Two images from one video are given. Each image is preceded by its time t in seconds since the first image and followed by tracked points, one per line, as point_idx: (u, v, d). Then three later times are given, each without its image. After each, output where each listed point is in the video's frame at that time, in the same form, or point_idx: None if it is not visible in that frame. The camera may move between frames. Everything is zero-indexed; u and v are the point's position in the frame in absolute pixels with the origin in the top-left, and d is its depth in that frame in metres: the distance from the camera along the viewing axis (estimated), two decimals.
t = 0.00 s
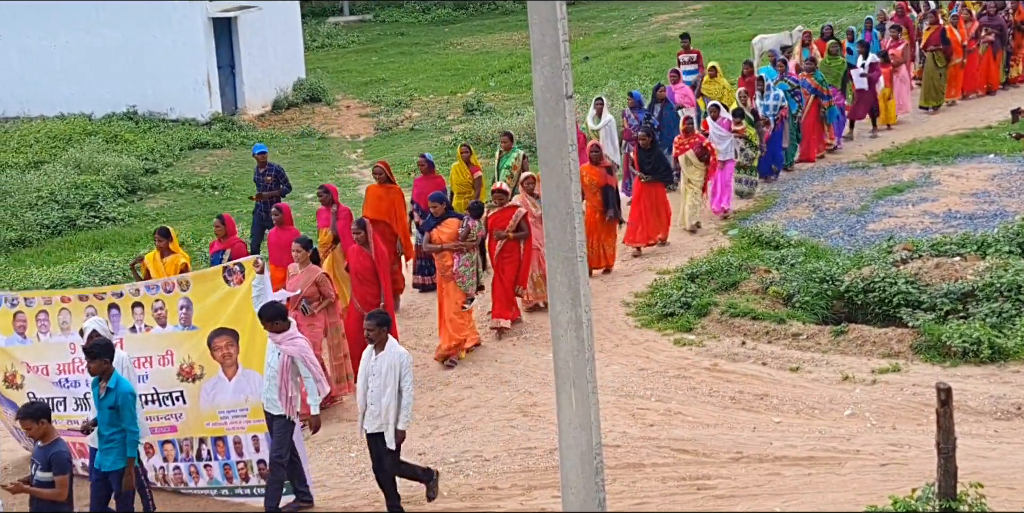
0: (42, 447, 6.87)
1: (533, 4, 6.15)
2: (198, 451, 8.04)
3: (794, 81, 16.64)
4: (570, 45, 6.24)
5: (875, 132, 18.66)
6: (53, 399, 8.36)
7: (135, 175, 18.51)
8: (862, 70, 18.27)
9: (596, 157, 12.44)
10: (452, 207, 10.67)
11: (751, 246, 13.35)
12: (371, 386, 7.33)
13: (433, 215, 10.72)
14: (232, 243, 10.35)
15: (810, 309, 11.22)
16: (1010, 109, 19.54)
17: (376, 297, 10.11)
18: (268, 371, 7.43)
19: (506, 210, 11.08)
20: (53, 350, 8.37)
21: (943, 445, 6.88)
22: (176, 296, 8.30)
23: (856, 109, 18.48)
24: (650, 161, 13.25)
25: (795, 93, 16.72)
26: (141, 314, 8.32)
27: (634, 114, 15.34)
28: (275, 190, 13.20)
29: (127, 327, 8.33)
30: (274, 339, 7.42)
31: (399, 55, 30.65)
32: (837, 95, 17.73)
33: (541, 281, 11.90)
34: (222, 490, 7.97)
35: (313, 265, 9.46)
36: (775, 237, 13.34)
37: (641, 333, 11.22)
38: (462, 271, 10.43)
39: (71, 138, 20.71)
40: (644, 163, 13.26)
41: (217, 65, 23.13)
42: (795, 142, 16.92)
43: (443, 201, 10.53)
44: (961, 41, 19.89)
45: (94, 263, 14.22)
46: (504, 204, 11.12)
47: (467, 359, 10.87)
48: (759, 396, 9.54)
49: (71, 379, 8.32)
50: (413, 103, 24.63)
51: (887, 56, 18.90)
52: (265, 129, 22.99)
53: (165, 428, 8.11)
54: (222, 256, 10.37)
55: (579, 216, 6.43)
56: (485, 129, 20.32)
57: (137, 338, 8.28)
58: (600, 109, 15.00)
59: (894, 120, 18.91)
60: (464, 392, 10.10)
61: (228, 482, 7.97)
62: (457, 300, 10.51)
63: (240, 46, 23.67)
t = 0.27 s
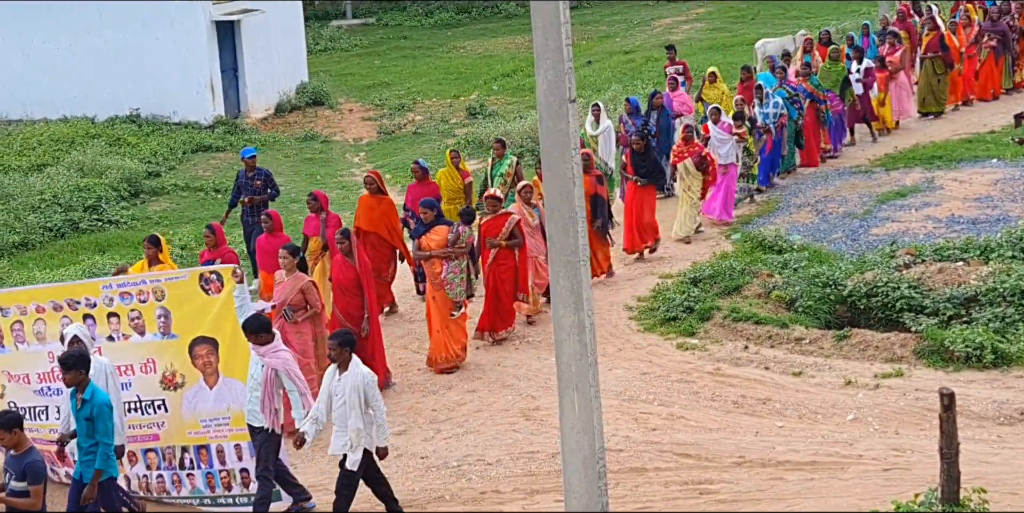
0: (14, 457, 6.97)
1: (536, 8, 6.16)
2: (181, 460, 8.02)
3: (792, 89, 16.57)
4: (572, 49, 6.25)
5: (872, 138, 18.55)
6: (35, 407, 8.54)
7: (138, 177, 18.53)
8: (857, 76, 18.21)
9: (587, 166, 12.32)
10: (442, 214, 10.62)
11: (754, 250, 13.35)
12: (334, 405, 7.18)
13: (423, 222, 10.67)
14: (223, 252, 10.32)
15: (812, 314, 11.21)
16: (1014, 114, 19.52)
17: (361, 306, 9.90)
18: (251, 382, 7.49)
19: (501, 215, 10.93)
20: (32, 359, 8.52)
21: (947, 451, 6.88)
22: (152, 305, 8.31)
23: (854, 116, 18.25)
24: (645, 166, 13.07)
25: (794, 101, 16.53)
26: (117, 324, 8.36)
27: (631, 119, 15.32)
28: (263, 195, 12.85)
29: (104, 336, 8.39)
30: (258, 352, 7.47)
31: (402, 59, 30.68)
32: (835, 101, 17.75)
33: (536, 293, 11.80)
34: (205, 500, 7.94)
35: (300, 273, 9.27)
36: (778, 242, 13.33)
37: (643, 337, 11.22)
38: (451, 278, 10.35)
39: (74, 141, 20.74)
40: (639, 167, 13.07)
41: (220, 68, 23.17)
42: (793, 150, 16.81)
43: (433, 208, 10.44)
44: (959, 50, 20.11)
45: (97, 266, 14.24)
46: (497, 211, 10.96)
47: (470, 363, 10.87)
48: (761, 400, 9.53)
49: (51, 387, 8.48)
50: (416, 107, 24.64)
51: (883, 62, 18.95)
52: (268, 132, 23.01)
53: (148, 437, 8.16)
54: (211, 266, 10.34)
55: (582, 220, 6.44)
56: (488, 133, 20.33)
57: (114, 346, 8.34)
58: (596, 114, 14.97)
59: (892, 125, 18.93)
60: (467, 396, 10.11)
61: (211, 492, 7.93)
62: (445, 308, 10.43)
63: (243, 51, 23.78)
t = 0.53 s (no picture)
0: None
1: (538, 11, 6.18)
2: (161, 466, 8.02)
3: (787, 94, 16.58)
4: (574, 51, 6.26)
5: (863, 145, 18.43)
6: (14, 412, 8.56)
7: (138, 179, 18.54)
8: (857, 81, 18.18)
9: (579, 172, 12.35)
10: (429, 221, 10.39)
11: (754, 254, 13.36)
12: (290, 418, 7.00)
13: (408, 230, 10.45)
14: (208, 258, 10.39)
15: (813, 318, 11.21)
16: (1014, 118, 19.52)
17: (346, 312, 9.78)
18: (234, 389, 7.26)
19: (491, 223, 10.87)
20: (10, 365, 8.55)
21: (946, 454, 6.88)
22: (127, 312, 8.20)
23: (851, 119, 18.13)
24: (640, 174, 12.77)
25: (789, 107, 16.63)
26: (93, 331, 8.28)
27: (627, 124, 15.13)
28: (251, 203, 12.80)
29: (79, 343, 8.32)
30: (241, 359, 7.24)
31: (403, 61, 30.70)
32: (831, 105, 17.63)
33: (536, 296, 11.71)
34: (185, 505, 7.93)
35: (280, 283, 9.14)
36: (779, 245, 13.34)
37: (644, 340, 11.21)
38: (437, 287, 10.16)
39: (75, 142, 20.75)
40: (634, 175, 12.76)
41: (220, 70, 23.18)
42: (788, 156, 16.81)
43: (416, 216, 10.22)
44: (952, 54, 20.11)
45: (97, 267, 14.25)
46: (488, 219, 10.88)
47: (470, 366, 10.87)
48: (761, 404, 9.53)
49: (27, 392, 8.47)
50: (417, 109, 24.66)
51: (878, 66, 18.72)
52: (269, 134, 23.03)
53: (128, 442, 8.11)
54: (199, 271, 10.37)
55: (583, 223, 6.45)
56: (488, 135, 20.33)
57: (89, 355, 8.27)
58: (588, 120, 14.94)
59: (885, 130, 18.84)
60: (467, 399, 10.11)
61: (191, 497, 7.92)
62: (429, 317, 10.32)
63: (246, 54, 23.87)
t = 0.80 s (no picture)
0: None
1: (539, 16, 6.19)
2: (144, 475, 8.11)
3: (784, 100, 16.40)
4: (576, 56, 6.27)
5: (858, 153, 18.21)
6: None
7: (141, 182, 18.55)
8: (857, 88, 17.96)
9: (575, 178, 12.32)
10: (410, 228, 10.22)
11: (756, 258, 13.36)
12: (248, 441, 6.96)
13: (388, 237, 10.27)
14: (197, 267, 10.10)
15: (815, 322, 11.20)
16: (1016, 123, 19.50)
17: (334, 324, 9.72)
18: (216, 400, 7.37)
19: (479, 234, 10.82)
20: None
21: (948, 459, 6.87)
22: (109, 321, 8.31)
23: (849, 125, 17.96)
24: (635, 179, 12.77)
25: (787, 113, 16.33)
26: (75, 339, 8.38)
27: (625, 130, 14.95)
28: (241, 206, 12.78)
29: (60, 354, 8.39)
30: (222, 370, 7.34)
31: (406, 65, 30.71)
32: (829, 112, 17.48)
33: (531, 306, 11.62)
34: None
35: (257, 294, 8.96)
36: (781, 250, 13.34)
37: (645, 345, 11.21)
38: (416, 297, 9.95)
39: (78, 145, 20.77)
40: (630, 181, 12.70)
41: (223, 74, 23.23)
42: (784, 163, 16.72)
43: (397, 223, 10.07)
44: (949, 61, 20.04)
45: (99, 271, 14.25)
46: (475, 229, 10.82)
47: (472, 370, 10.88)
48: (763, 408, 9.53)
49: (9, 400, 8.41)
50: (419, 113, 24.66)
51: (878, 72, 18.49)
52: (271, 138, 23.04)
53: (111, 452, 8.19)
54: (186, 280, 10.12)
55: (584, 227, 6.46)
56: (491, 139, 20.33)
57: (70, 364, 8.35)
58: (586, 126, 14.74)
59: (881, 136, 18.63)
60: (469, 402, 10.11)
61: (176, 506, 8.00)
62: (410, 327, 10.14)
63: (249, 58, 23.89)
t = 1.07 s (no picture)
0: None
1: (540, 17, 6.20)
2: (124, 484, 7.91)
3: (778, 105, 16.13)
4: (577, 58, 6.27)
5: (858, 156, 18.15)
6: None
7: (142, 184, 18.56)
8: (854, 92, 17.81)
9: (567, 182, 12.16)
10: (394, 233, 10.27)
11: (757, 261, 13.37)
12: (195, 452, 6.86)
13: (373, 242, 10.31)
14: (180, 274, 10.17)
15: (816, 325, 11.20)
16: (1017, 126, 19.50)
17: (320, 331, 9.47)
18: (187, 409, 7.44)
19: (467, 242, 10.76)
20: None
21: (948, 463, 6.85)
22: (92, 329, 8.29)
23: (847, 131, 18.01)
24: (629, 187, 12.65)
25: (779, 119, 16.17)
26: (58, 347, 8.38)
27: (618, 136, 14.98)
28: (224, 218, 12.77)
29: (43, 361, 8.39)
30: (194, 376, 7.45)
31: (407, 67, 30.74)
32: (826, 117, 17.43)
33: (519, 315, 11.45)
34: None
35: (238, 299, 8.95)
36: (782, 252, 13.34)
37: (646, 348, 11.21)
38: (400, 301, 9.98)
39: (79, 147, 20.77)
40: (623, 189, 12.64)
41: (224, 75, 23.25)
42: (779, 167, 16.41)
43: (381, 228, 10.13)
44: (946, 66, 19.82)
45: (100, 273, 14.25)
46: (461, 236, 10.73)
47: (473, 372, 10.88)
48: (764, 411, 9.53)
49: None
50: (420, 115, 24.68)
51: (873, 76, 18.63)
52: (272, 140, 23.06)
53: (91, 460, 8.04)
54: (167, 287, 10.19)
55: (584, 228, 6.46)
56: (491, 142, 20.34)
57: (51, 371, 8.33)
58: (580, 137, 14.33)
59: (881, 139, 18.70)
60: (470, 405, 10.10)
61: None
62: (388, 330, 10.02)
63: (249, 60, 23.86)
